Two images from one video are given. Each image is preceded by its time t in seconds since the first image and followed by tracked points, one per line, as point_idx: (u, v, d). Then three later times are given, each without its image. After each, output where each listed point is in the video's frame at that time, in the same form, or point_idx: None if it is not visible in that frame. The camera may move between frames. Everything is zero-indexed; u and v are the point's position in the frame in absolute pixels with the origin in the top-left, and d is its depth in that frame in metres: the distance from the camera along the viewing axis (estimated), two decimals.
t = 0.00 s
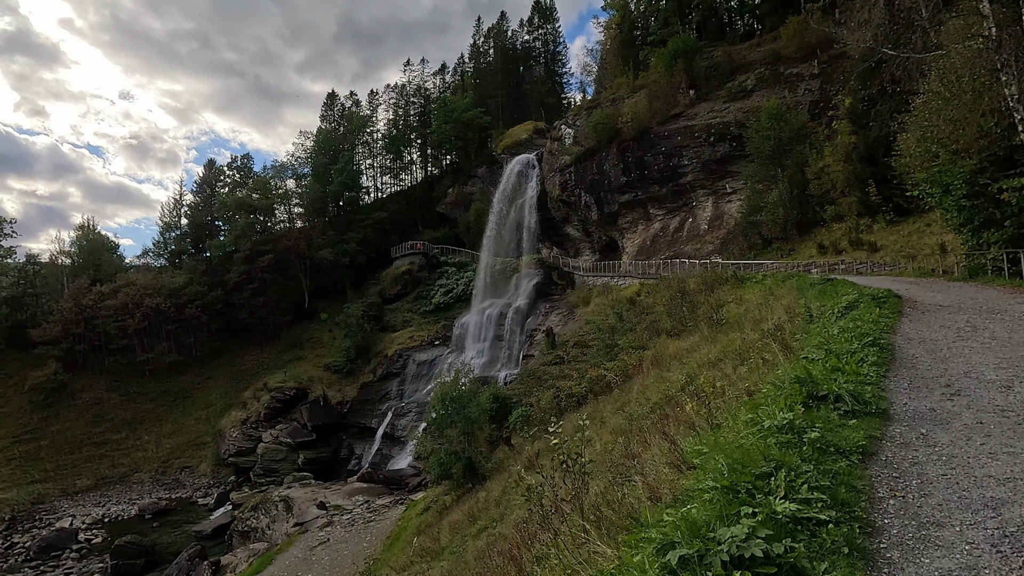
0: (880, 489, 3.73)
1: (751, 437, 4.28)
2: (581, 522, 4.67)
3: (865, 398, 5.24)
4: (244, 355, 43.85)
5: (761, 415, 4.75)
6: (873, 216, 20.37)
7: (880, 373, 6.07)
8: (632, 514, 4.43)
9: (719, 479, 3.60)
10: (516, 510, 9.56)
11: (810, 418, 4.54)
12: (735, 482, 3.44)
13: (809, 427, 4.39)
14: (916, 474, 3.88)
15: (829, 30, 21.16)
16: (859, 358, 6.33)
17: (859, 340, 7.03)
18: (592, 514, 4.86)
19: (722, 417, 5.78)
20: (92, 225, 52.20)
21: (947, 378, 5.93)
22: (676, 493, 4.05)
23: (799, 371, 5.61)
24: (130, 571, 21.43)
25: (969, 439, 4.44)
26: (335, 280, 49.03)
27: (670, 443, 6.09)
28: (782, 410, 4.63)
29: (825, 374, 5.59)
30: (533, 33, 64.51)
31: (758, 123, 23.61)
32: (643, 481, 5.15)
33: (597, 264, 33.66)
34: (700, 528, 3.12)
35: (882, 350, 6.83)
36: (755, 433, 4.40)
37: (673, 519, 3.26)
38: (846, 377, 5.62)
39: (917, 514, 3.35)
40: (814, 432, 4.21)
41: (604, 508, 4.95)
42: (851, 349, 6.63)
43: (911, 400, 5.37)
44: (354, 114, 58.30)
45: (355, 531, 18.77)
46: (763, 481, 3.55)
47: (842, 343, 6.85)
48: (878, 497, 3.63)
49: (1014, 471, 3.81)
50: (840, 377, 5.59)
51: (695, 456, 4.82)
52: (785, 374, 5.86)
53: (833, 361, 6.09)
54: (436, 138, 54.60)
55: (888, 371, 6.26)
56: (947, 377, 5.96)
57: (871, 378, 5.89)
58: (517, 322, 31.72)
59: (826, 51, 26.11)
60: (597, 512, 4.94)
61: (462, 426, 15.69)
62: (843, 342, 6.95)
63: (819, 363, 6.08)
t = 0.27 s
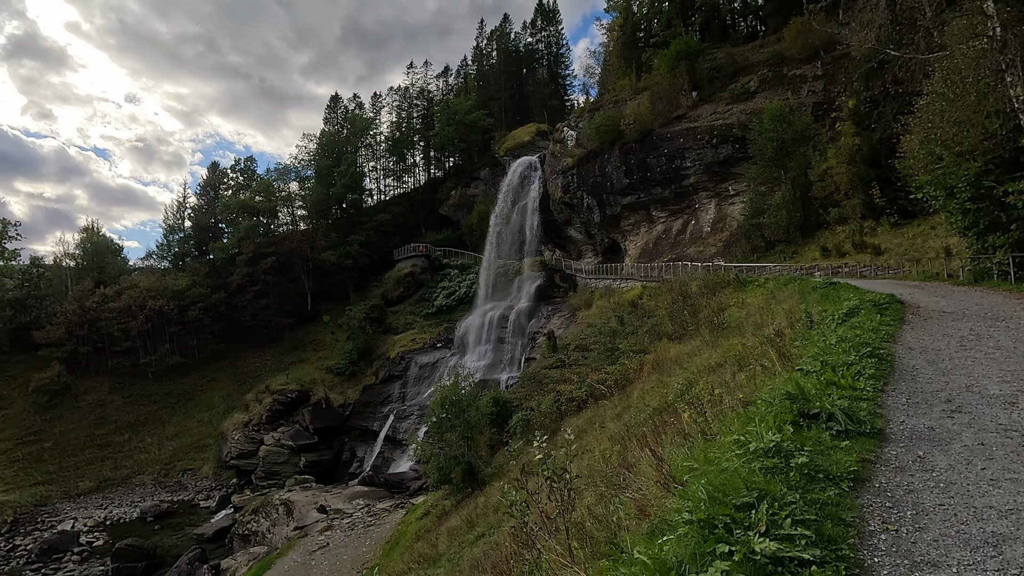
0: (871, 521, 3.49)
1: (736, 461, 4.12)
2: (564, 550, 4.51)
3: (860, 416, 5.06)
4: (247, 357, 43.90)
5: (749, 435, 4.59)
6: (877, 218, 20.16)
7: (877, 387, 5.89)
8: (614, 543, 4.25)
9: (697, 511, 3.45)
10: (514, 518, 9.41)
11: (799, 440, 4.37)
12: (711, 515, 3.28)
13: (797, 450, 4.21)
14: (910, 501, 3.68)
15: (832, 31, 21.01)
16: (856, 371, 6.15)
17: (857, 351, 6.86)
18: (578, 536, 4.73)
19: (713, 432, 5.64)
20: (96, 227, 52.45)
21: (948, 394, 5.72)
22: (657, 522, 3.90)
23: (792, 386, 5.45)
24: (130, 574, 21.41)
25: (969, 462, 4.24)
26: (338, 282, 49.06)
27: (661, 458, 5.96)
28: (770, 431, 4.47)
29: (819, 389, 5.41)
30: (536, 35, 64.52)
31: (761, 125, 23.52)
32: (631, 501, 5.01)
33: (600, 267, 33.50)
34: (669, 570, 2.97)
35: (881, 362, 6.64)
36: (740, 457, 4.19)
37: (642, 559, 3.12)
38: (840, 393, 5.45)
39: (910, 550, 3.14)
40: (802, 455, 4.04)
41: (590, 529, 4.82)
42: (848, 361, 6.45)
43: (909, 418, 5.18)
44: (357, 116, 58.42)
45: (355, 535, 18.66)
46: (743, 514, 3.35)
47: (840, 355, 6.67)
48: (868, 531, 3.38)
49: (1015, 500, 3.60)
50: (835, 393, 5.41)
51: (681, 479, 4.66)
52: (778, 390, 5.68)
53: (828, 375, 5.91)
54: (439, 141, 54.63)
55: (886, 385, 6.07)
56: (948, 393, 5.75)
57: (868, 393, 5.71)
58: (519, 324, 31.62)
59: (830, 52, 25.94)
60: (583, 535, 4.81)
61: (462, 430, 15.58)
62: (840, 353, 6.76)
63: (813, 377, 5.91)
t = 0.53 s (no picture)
0: (877, 555, 3.20)
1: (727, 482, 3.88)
2: None
3: (864, 430, 4.79)
4: (252, 361, 44.01)
5: (743, 451, 4.35)
6: (885, 221, 19.86)
7: (883, 399, 5.62)
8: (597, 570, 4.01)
9: (677, 543, 3.20)
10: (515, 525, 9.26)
11: (796, 457, 4.13)
12: (692, 549, 3.03)
13: (795, 471, 3.94)
14: (914, 527, 3.42)
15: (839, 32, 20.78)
16: (862, 381, 5.87)
17: (863, 358, 6.58)
18: (563, 557, 4.52)
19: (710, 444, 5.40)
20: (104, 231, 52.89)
21: (960, 408, 5.43)
22: (642, 548, 3.66)
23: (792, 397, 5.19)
24: None
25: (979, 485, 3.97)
26: (343, 286, 49.13)
27: (657, 470, 5.74)
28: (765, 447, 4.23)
29: (821, 401, 5.15)
30: (541, 39, 64.55)
31: (767, 126, 23.36)
32: (622, 518, 4.78)
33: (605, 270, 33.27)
34: None
35: (889, 371, 6.35)
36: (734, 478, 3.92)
37: None
38: (843, 405, 5.17)
39: None
40: (799, 476, 3.79)
41: (577, 549, 4.60)
42: (854, 370, 6.17)
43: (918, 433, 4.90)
44: (362, 120, 58.64)
45: (356, 541, 18.51)
46: (730, 546, 3.08)
47: (846, 363, 6.39)
48: (873, 567, 3.09)
49: None
50: (838, 404, 5.14)
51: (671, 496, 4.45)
52: (778, 400, 5.41)
53: (832, 385, 5.64)
54: (445, 144, 54.67)
55: (894, 397, 5.78)
56: (960, 407, 5.45)
57: (873, 405, 5.43)
58: (524, 328, 31.48)
59: (837, 53, 25.66)
60: (570, 555, 4.60)
61: (462, 435, 15.44)
62: (846, 361, 6.49)
63: (816, 387, 5.64)
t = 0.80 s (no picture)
0: None
1: (715, 531, 3.33)
2: None
3: (874, 457, 4.23)
4: (257, 364, 44.08)
5: (736, 488, 3.80)
6: (894, 223, 19.56)
7: (893, 420, 5.07)
8: None
9: None
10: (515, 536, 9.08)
11: (796, 494, 3.58)
12: None
13: (795, 511, 3.38)
14: None
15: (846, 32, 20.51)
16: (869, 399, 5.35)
17: (869, 374, 6.08)
18: None
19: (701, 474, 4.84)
20: (111, 234, 53.24)
21: (978, 429, 4.88)
22: None
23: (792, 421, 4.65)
24: None
25: (1008, 518, 3.41)
26: (348, 289, 49.17)
27: (649, 499, 5.27)
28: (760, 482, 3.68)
29: (824, 424, 4.61)
30: (546, 41, 64.52)
31: (773, 128, 23.11)
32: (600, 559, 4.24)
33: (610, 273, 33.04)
34: None
35: (898, 388, 5.83)
36: (724, 522, 3.36)
37: None
38: (848, 429, 4.63)
39: None
40: (798, 519, 3.24)
41: None
42: (860, 388, 5.64)
43: (933, 458, 4.34)
44: (368, 123, 58.78)
45: (358, 546, 18.37)
46: None
47: (852, 380, 5.87)
48: None
49: None
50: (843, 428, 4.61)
51: (656, 544, 3.89)
52: (776, 423, 4.88)
53: (836, 406, 5.12)
54: (450, 147, 54.67)
55: (906, 417, 5.23)
56: (978, 428, 4.90)
57: (882, 427, 4.89)
58: (528, 331, 31.31)
59: (844, 54, 25.37)
60: None
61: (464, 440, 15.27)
62: (851, 378, 5.97)
63: (819, 409, 5.11)
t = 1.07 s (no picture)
0: None
1: (686, 558, 3.11)
2: None
3: (860, 475, 4.06)
4: (256, 366, 43.99)
5: (712, 508, 3.62)
6: (895, 226, 19.44)
7: (887, 432, 4.88)
8: None
9: None
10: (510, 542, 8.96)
11: (774, 517, 3.38)
12: None
13: (773, 538, 3.17)
14: None
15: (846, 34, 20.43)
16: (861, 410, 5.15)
17: (864, 382, 5.89)
18: None
19: (682, 488, 4.65)
20: (112, 237, 53.29)
21: (974, 443, 4.70)
22: None
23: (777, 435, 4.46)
24: None
25: (1003, 544, 3.22)
26: (348, 292, 49.10)
27: (635, 513, 5.13)
28: (738, 503, 3.50)
29: (812, 438, 4.41)
30: (546, 44, 64.54)
31: (773, 130, 23.02)
32: None
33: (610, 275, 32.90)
34: None
35: (892, 397, 5.64)
36: (696, 548, 3.16)
37: None
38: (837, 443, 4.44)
39: None
40: (775, 546, 3.05)
41: None
42: (853, 397, 5.45)
43: (926, 475, 4.16)
44: (368, 126, 58.81)
45: (354, 551, 18.23)
46: None
47: (844, 388, 5.68)
48: None
49: None
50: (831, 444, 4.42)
51: (631, 568, 3.71)
52: (763, 436, 4.69)
53: (827, 417, 4.92)
54: (450, 150, 54.65)
55: (899, 429, 5.04)
56: (973, 442, 4.72)
57: (875, 440, 4.70)
58: (527, 334, 31.21)
59: (844, 55, 25.26)
60: None
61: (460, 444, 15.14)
62: (844, 385, 5.78)
63: (809, 421, 4.92)
